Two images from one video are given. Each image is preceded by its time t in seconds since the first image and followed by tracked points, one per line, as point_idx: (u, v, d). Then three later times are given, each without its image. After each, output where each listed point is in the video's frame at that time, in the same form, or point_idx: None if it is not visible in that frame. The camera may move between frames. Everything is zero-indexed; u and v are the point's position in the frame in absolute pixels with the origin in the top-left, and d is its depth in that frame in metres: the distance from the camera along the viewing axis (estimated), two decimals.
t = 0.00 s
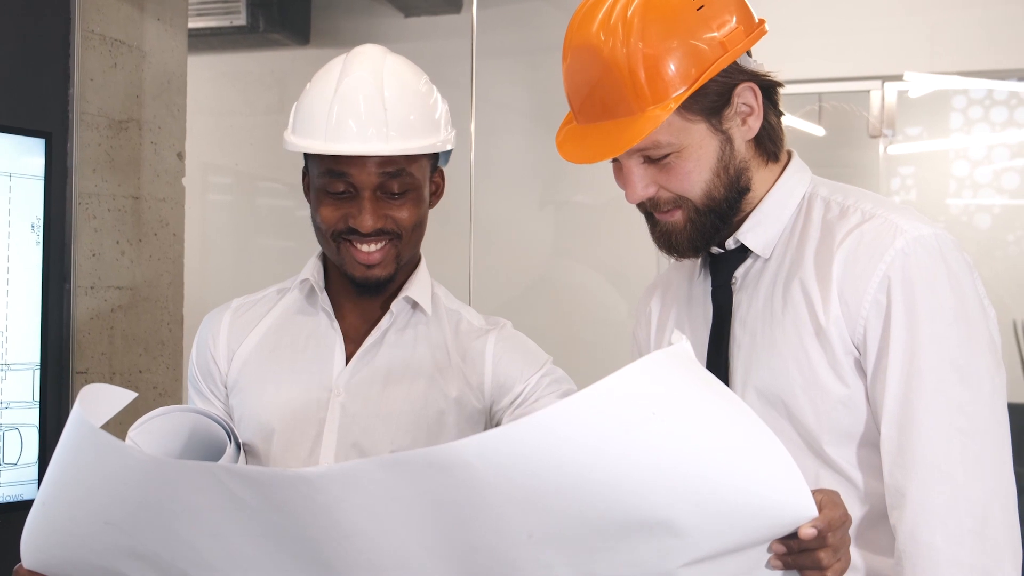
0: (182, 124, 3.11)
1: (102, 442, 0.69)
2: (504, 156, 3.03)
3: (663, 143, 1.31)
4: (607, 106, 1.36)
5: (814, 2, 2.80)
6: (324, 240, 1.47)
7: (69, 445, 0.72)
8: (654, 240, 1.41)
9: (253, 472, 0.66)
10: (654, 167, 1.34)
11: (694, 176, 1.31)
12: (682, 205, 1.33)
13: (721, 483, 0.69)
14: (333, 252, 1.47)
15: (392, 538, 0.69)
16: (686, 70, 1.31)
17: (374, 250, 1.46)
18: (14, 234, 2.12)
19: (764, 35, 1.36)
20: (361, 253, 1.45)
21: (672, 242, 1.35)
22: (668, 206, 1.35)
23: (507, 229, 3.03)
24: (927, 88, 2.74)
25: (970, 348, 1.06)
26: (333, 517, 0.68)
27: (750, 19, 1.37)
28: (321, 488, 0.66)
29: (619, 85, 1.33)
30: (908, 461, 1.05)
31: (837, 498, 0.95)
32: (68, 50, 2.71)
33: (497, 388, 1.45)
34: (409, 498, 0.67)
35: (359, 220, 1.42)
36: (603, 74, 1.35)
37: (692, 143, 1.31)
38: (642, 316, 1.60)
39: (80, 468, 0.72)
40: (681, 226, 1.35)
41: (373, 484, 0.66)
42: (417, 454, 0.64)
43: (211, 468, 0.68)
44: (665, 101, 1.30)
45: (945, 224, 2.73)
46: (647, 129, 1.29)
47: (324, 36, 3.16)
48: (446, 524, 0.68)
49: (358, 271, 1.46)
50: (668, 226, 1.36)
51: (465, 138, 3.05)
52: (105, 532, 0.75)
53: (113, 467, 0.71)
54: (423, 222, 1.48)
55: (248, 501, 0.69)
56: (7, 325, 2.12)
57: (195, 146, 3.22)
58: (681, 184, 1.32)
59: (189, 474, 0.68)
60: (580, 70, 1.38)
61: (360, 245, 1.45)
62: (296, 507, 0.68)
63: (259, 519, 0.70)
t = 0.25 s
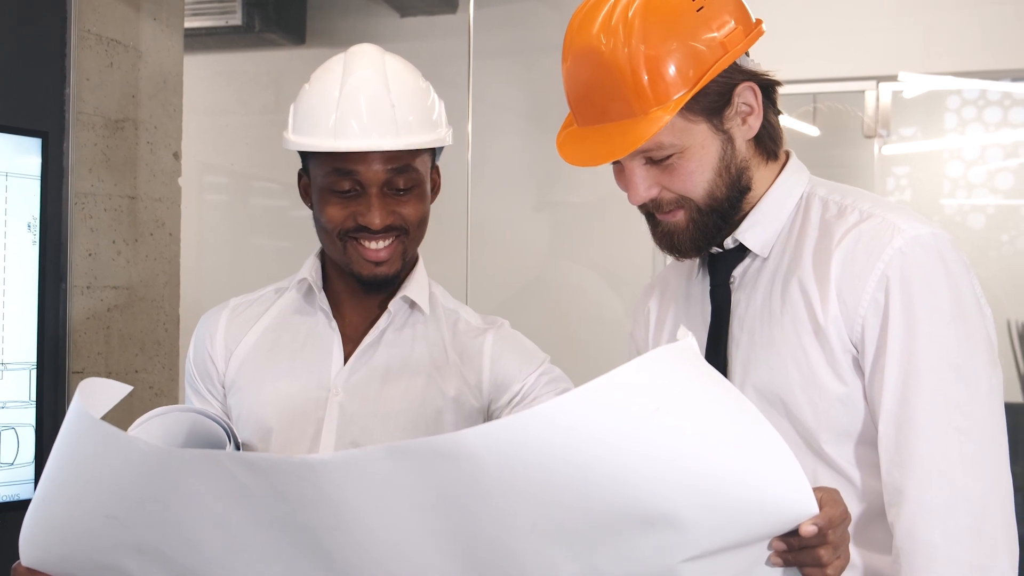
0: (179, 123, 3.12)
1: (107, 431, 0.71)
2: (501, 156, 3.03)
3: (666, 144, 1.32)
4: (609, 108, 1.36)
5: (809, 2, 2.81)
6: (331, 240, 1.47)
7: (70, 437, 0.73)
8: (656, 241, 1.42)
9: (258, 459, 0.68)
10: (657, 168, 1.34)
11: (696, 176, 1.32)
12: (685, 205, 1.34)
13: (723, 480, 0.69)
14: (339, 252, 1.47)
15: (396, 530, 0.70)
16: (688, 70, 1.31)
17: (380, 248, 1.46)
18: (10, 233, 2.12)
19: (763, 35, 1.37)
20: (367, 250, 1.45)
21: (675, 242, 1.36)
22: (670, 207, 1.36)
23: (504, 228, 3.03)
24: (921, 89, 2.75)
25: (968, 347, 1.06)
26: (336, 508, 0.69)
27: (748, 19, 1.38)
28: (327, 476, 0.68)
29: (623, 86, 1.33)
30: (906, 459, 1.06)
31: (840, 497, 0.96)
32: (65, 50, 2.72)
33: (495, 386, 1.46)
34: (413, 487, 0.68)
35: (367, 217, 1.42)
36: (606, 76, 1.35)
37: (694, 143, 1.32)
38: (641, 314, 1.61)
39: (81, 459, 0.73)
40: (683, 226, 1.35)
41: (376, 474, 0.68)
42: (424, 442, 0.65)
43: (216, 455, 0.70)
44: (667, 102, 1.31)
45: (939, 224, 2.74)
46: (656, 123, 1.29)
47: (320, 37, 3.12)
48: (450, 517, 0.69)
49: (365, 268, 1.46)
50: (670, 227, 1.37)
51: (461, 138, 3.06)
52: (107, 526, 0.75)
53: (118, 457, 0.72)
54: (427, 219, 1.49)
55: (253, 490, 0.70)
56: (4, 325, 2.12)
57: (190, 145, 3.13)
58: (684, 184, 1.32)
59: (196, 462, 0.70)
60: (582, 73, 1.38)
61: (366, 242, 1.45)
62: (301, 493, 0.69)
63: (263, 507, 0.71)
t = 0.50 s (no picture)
0: (175, 123, 3.13)
1: (115, 423, 0.72)
2: (498, 156, 3.04)
3: (669, 146, 1.32)
4: (610, 109, 1.36)
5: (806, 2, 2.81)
6: (333, 241, 1.46)
7: (77, 431, 0.75)
8: (657, 241, 1.42)
9: (261, 448, 0.69)
10: (659, 169, 1.34)
11: (699, 177, 1.32)
12: (687, 206, 1.34)
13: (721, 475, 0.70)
14: (341, 252, 1.47)
15: (396, 525, 0.72)
16: (689, 71, 1.32)
17: (382, 247, 1.46)
18: (7, 233, 2.12)
19: (761, 36, 1.38)
20: (370, 249, 1.46)
21: (678, 243, 1.36)
22: (672, 207, 1.36)
23: (502, 228, 3.04)
24: (917, 89, 2.76)
25: (967, 346, 1.07)
26: (339, 499, 0.71)
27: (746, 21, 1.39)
28: (332, 468, 0.69)
29: (625, 87, 1.33)
30: (905, 458, 1.06)
31: (839, 495, 0.96)
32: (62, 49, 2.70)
33: (494, 385, 1.46)
34: (416, 482, 0.70)
35: (371, 216, 1.43)
36: (607, 77, 1.35)
37: (695, 144, 1.32)
38: (640, 315, 1.61)
39: (87, 453, 0.75)
40: (685, 227, 1.36)
41: (383, 465, 0.69)
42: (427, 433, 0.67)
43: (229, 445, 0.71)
44: (668, 103, 1.31)
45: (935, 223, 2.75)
46: (658, 122, 1.30)
47: (316, 37, 3.15)
48: (452, 513, 0.70)
49: (368, 268, 1.46)
50: (672, 227, 1.37)
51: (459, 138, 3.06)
52: (110, 520, 0.77)
53: (125, 449, 0.73)
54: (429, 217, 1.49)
55: (259, 480, 0.72)
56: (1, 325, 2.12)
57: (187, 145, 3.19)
58: (686, 185, 1.32)
59: (204, 454, 0.71)
60: (583, 74, 1.38)
61: (369, 241, 1.45)
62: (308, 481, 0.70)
63: (270, 497, 0.72)
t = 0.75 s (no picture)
0: (172, 123, 3.12)
1: (116, 422, 0.73)
2: (495, 156, 3.04)
3: (670, 146, 1.32)
4: (610, 109, 1.37)
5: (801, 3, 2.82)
6: (335, 240, 1.47)
7: (78, 432, 0.75)
8: (656, 241, 1.43)
9: (262, 445, 0.70)
10: (659, 169, 1.35)
11: (699, 177, 1.32)
12: (687, 206, 1.35)
13: (720, 473, 0.71)
14: (343, 251, 1.47)
15: (395, 524, 0.72)
16: (689, 72, 1.33)
17: (382, 246, 1.46)
18: (3, 233, 2.12)
19: (760, 37, 1.39)
20: (368, 248, 1.46)
21: (677, 242, 1.37)
22: (672, 207, 1.36)
23: (498, 228, 3.04)
24: (911, 89, 2.77)
25: (964, 346, 1.08)
26: (338, 497, 0.71)
27: (745, 21, 1.39)
28: (337, 466, 0.70)
29: (626, 88, 1.33)
30: (903, 456, 1.07)
31: (836, 495, 0.96)
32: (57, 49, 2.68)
33: (491, 384, 1.46)
34: (415, 480, 0.70)
35: (374, 215, 1.43)
36: (608, 78, 1.35)
37: (696, 144, 1.32)
38: (638, 316, 1.62)
39: (87, 454, 0.75)
40: (685, 227, 1.36)
41: (381, 463, 0.70)
42: (434, 432, 0.68)
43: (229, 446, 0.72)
44: (669, 104, 1.32)
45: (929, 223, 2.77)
46: (660, 123, 1.31)
47: (311, 36, 3.17)
48: (451, 512, 0.71)
49: (369, 267, 1.47)
50: (672, 227, 1.38)
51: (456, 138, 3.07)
52: (112, 518, 0.77)
53: (125, 449, 0.74)
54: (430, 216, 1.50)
55: (258, 479, 0.72)
56: None
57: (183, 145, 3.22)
58: (686, 185, 1.33)
59: (209, 453, 0.72)
60: (583, 74, 1.39)
61: (370, 241, 1.46)
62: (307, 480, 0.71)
63: (269, 493, 0.73)
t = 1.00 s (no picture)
0: (167, 123, 3.12)
1: (116, 425, 0.74)
2: (491, 156, 3.05)
3: (665, 146, 1.33)
4: (607, 109, 1.38)
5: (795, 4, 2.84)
6: (334, 239, 1.48)
7: (76, 433, 0.76)
8: (651, 242, 1.44)
9: (262, 451, 0.72)
10: (654, 170, 1.36)
11: (694, 178, 1.33)
12: (681, 208, 1.36)
13: (713, 472, 0.73)
14: (341, 250, 1.48)
15: (394, 521, 0.74)
16: (687, 72, 1.33)
17: (381, 245, 1.47)
18: None
19: (756, 40, 1.40)
20: (367, 247, 1.47)
21: (671, 243, 1.38)
22: (666, 208, 1.37)
23: (494, 228, 3.04)
24: (906, 90, 2.79)
25: (961, 343, 1.09)
26: (339, 499, 0.73)
27: (741, 22, 1.40)
28: (338, 473, 0.72)
29: (623, 89, 1.34)
30: (902, 452, 1.08)
31: (832, 496, 0.97)
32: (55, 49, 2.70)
33: (488, 384, 1.47)
34: (412, 482, 0.73)
35: (373, 214, 1.44)
36: (605, 78, 1.36)
37: (691, 145, 1.33)
38: (636, 320, 1.62)
39: (88, 455, 0.76)
40: (679, 228, 1.37)
41: (386, 468, 0.72)
42: (433, 437, 0.70)
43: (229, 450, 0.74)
44: (665, 104, 1.33)
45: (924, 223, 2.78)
46: (656, 122, 1.32)
47: (308, 36, 3.18)
48: (450, 511, 0.73)
49: (367, 266, 1.48)
50: (665, 228, 1.39)
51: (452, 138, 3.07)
52: (109, 524, 0.79)
53: (126, 451, 0.75)
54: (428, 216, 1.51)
55: (258, 484, 0.74)
56: None
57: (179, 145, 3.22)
58: (681, 186, 1.34)
59: (207, 457, 0.74)
60: (580, 75, 1.39)
61: (368, 240, 1.47)
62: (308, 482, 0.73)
63: (270, 500, 0.75)
